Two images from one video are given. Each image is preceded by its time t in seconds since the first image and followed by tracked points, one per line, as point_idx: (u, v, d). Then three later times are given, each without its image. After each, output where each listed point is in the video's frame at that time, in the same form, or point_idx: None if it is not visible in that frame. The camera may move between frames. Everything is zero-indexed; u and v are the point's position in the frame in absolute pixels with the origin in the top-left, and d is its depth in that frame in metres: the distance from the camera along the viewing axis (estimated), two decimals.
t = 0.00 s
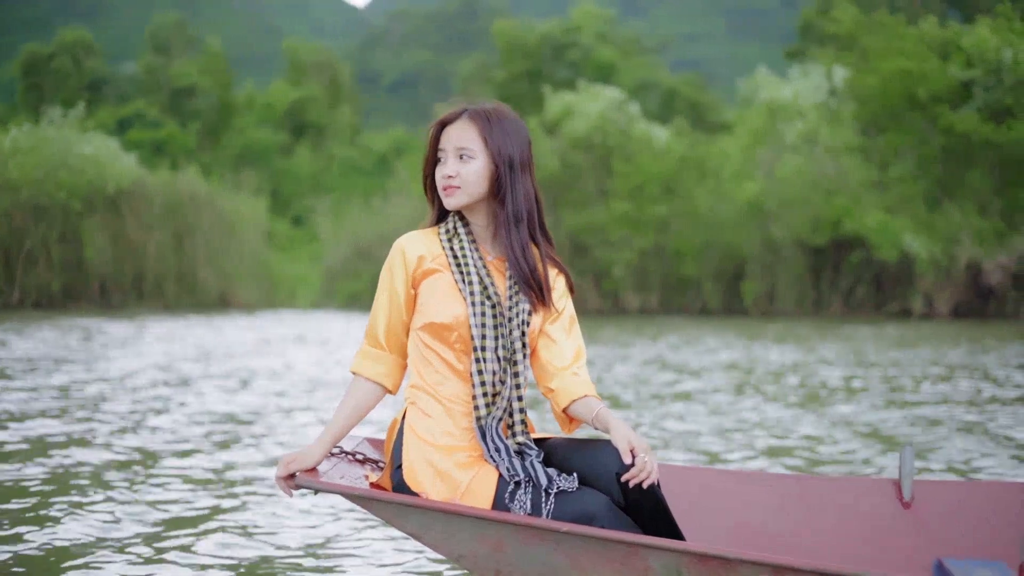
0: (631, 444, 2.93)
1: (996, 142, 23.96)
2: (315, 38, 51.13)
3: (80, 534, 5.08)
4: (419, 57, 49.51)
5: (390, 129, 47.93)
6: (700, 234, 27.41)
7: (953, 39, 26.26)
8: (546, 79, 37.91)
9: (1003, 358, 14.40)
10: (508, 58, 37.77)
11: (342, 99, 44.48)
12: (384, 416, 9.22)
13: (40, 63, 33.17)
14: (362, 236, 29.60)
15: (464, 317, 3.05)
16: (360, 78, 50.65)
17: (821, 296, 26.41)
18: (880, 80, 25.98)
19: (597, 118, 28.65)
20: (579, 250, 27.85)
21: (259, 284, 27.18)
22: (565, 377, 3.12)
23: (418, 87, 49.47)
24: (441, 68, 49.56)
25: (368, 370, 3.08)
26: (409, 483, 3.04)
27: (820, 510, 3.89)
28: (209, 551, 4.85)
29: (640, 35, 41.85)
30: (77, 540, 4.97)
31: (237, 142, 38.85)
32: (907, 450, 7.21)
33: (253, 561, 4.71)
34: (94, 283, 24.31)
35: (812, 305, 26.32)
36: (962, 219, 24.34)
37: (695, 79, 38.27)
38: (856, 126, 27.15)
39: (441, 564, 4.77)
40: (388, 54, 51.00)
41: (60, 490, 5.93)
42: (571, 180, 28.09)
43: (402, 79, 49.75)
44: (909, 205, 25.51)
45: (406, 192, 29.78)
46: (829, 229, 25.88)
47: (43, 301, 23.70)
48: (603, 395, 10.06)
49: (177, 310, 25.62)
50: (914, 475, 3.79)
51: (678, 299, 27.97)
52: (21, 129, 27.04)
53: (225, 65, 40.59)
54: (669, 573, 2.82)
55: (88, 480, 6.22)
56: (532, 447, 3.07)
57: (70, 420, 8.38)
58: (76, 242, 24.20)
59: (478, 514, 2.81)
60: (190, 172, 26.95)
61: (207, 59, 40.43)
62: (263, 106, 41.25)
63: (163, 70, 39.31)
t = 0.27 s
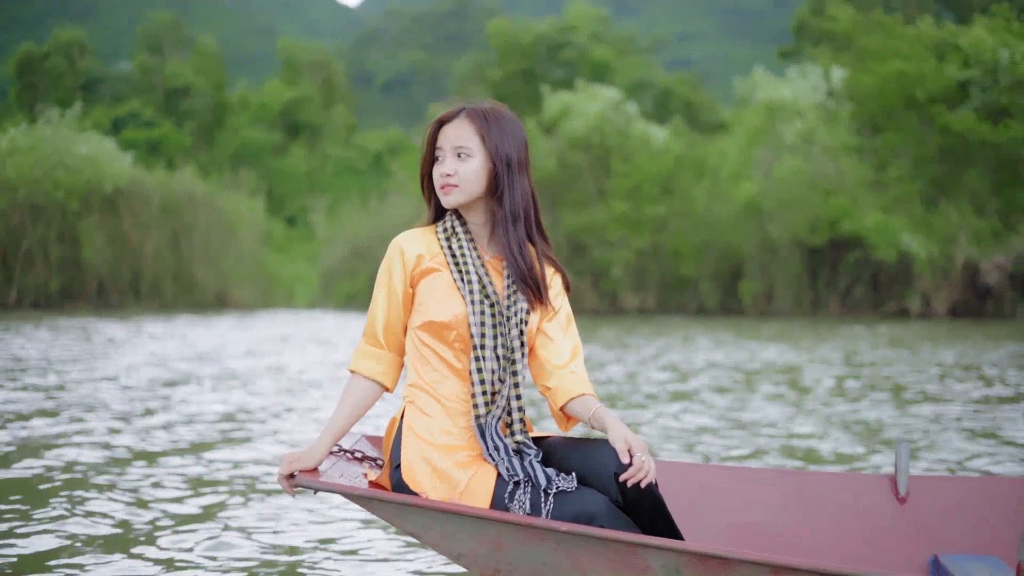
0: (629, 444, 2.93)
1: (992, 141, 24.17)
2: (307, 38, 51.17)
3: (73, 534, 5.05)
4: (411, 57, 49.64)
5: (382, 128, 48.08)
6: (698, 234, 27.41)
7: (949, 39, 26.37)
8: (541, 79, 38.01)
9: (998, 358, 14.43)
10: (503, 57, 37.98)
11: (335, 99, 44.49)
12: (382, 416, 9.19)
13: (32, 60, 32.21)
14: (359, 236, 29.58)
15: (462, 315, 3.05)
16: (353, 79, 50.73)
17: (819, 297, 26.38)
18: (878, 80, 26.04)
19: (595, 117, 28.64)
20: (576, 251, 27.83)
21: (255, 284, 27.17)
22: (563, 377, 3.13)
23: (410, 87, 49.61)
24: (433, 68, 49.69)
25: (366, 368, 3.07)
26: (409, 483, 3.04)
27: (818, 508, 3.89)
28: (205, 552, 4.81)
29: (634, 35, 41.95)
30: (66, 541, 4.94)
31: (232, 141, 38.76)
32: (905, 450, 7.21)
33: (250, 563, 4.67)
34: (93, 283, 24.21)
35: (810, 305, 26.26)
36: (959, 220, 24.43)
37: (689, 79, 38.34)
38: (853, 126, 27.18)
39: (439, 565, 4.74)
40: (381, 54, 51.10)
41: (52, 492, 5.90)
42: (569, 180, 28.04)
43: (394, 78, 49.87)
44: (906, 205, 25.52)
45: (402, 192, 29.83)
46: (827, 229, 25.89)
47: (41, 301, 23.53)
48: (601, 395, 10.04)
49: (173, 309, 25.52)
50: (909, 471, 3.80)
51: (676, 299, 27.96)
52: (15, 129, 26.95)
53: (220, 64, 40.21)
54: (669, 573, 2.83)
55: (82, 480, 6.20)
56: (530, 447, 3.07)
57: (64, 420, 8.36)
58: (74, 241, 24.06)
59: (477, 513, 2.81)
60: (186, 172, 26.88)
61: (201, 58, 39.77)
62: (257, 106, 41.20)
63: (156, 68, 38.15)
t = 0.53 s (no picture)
0: (626, 445, 2.93)
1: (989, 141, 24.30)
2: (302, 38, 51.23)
3: (71, 532, 5.03)
4: (406, 57, 49.75)
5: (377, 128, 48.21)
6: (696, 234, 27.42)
7: (946, 40, 26.47)
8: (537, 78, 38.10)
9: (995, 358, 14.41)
10: (500, 57, 38.21)
11: (332, 99, 44.54)
12: (382, 415, 9.17)
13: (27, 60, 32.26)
14: (356, 236, 29.58)
15: (461, 314, 3.05)
16: (348, 78, 50.83)
17: (816, 297, 26.33)
18: (875, 80, 26.09)
19: (593, 117, 28.67)
20: (575, 250, 27.84)
21: (252, 284, 27.20)
22: (561, 376, 3.13)
23: (405, 87, 49.75)
24: (428, 68, 49.84)
25: (364, 368, 3.07)
26: (408, 484, 3.04)
27: (816, 507, 3.89)
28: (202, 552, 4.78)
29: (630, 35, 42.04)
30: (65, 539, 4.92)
31: (228, 141, 38.77)
32: (903, 448, 7.24)
33: (248, 563, 4.64)
34: (91, 283, 24.16)
35: (807, 305, 26.22)
36: (957, 220, 24.52)
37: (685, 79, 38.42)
38: (850, 126, 27.21)
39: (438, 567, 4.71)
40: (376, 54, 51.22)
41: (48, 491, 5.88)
42: (568, 180, 28.07)
43: (389, 78, 49.99)
44: (904, 205, 25.56)
45: (399, 191, 29.85)
46: (824, 229, 25.91)
47: (39, 300, 23.56)
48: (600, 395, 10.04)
49: (172, 310, 25.50)
50: (905, 467, 3.81)
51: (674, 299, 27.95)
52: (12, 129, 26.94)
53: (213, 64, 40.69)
54: (668, 573, 2.83)
55: (79, 479, 6.18)
56: (529, 447, 3.07)
57: (62, 420, 8.35)
58: (72, 241, 24.11)
59: (475, 512, 2.82)
60: (184, 172, 26.88)
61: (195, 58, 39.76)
62: (252, 105, 41.21)
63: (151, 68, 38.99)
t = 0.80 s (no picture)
0: (621, 447, 2.94)
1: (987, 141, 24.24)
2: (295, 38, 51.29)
3: (68, 533, 5.01)
4: (399, 56, 49.86)
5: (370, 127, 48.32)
6: (694, 234, 27.44)
7: (942, 40, 26.50)
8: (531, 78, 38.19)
9: (990, 357, 14.41)
10: (492, 56, 38.32)
11: (326, 99, 44.59)
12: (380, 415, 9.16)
13: (21, 59, 32.03)
14: (352, 236, 29.59)
15: (459, 315, 3.05)
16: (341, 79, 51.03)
17: (813, 297, 26.36)
18: (872, 81, 26.11)
19: (591, 117, 28.68)
20: (572, 251, 27.87)
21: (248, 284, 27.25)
22: (558, 377, 3.14)
23: (398, 86, 49.88)
24: (421, 68, 50.01)
25: (360, 368, 3.08)
26: (406, 485, 3.04)
27: (814, 507, 3.90)
28: (197, 554, 4.75)
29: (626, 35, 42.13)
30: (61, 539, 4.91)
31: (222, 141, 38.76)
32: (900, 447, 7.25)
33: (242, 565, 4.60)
34: (87, 283, 24.07)
35: (804, 305, 26.26)
36: (955, 221, 24.50)
37: (679, 78, 38.49)
38: (848, 126, 27.26)
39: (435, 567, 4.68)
40: (370, 53, 51.41)
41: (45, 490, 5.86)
42: (566, 180, 28.07)
43: (382, 78, 50.13)
44: (901, 205, 25.59)
45: (395, 192, 29.95)
46: (822, 229, 25.96)
47: (36, 301, 23.58)
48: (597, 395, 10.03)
49: (169, 310, 25.47)
50: (900, 464, 3.84)
51: (672, 299, 28.01)
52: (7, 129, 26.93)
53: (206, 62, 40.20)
54: (666, 573, 2.83)
55: (76, 479, 6.15)
56: (527, 447, 3.08)
57: (59, 419, 8.34)
58: (69, 241, 24.04)
59: (472, 513, 2.82)
60: (180, 172, 26.87)
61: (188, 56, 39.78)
62: (246, 106, 41.24)
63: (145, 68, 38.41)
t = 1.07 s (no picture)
0: (617, 449, 2.93)
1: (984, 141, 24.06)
2: (289, 37, 51.27)
3: (58, 533, 5.00)
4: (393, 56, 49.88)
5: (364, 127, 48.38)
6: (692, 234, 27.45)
7: (940, 41, 26.50)
8: (527, 78, 38.14)
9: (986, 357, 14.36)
10: (487, 56, 38.18)
11: (320, 99, 44.50)
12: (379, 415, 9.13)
13: (15, 58, 32.32)
14: (350, 236, 29.59)
15: (457, 316, 3.05)
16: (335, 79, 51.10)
17: (811, 297, 26.40)
18: (870, 81, 26.09)
19: (589, 117, 28.67)
20: (571, 251, 27.88)
21: (246, 285, 27.24)
22: (556, 377, 3.13)
23: (392, 86, 49.93)
24: (415, 68, 50.07)
25: (358, 368, 3.07)
26: (404, 485, 3.05)
27: (810, 506, 3.90)
28: (189, 556, 4.70)
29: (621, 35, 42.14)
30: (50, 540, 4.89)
31: (218, 140, 38.70)
32: (900, 447, 7.21)
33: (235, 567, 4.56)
34: (83, 282, 24.29)
35: (802, 305, 26.27)
36: (952, 220, 24.41)
37: (674, 78, 38.49)
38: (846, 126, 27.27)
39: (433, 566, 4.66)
40: (363, 54, 51.46)
41: (37, 490, 5.85)
42: (564, 180, 28.05)
43: (376, 78, 50.18)
44: (898, 205, 25.62)
45: (392, 192, 29.85)
46: (819, 229, 25.94)
47: (33, 301, 23.98)
48: (595, 395, 9.96)
49: (167, 308, 25.42)
50: (896, 463, 3.84)
51: (670, 298, 28.04)
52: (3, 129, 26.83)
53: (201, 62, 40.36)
54: (664, 573, 2.83)
55: (71, 479, 6.14)
56: (525, 449, 3.08)
57: (61, 420, 8.33)
58: (67, 240, 24.23)
59: (469, 513, 2.82)
60: (178, 172, 26.77)
61: (182, 55, 39.75)
62: (241, 105, 41.18)
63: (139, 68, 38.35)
